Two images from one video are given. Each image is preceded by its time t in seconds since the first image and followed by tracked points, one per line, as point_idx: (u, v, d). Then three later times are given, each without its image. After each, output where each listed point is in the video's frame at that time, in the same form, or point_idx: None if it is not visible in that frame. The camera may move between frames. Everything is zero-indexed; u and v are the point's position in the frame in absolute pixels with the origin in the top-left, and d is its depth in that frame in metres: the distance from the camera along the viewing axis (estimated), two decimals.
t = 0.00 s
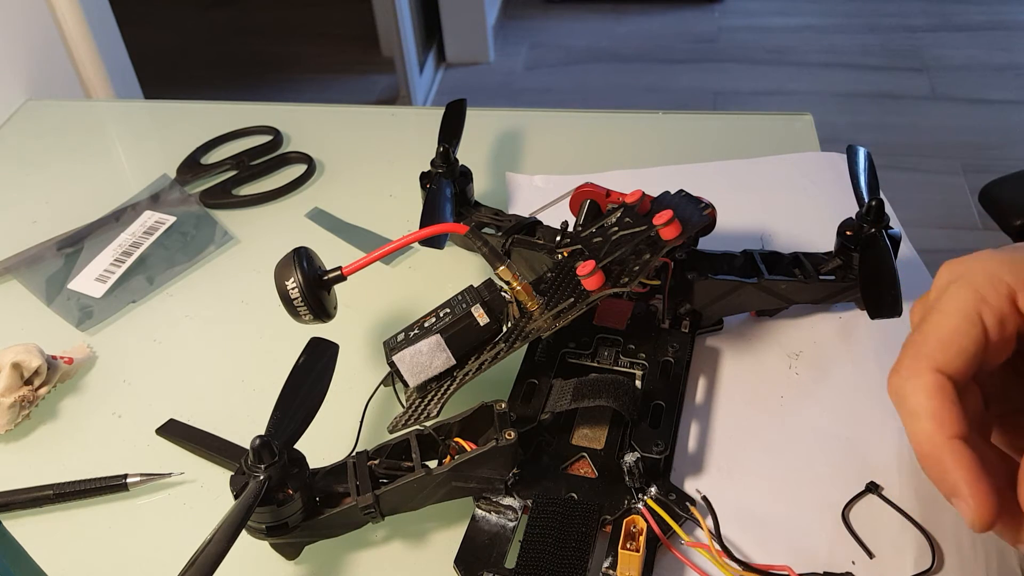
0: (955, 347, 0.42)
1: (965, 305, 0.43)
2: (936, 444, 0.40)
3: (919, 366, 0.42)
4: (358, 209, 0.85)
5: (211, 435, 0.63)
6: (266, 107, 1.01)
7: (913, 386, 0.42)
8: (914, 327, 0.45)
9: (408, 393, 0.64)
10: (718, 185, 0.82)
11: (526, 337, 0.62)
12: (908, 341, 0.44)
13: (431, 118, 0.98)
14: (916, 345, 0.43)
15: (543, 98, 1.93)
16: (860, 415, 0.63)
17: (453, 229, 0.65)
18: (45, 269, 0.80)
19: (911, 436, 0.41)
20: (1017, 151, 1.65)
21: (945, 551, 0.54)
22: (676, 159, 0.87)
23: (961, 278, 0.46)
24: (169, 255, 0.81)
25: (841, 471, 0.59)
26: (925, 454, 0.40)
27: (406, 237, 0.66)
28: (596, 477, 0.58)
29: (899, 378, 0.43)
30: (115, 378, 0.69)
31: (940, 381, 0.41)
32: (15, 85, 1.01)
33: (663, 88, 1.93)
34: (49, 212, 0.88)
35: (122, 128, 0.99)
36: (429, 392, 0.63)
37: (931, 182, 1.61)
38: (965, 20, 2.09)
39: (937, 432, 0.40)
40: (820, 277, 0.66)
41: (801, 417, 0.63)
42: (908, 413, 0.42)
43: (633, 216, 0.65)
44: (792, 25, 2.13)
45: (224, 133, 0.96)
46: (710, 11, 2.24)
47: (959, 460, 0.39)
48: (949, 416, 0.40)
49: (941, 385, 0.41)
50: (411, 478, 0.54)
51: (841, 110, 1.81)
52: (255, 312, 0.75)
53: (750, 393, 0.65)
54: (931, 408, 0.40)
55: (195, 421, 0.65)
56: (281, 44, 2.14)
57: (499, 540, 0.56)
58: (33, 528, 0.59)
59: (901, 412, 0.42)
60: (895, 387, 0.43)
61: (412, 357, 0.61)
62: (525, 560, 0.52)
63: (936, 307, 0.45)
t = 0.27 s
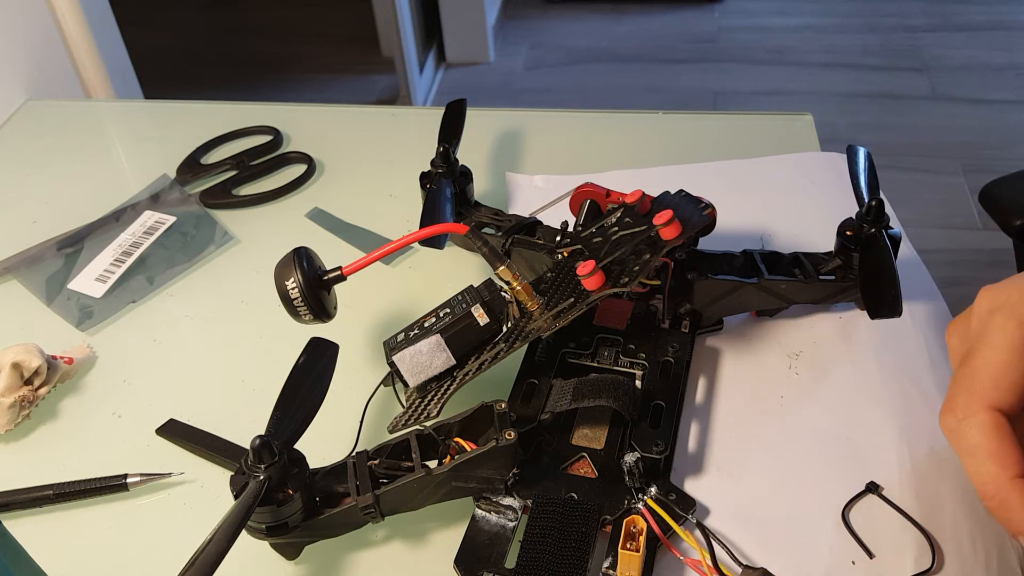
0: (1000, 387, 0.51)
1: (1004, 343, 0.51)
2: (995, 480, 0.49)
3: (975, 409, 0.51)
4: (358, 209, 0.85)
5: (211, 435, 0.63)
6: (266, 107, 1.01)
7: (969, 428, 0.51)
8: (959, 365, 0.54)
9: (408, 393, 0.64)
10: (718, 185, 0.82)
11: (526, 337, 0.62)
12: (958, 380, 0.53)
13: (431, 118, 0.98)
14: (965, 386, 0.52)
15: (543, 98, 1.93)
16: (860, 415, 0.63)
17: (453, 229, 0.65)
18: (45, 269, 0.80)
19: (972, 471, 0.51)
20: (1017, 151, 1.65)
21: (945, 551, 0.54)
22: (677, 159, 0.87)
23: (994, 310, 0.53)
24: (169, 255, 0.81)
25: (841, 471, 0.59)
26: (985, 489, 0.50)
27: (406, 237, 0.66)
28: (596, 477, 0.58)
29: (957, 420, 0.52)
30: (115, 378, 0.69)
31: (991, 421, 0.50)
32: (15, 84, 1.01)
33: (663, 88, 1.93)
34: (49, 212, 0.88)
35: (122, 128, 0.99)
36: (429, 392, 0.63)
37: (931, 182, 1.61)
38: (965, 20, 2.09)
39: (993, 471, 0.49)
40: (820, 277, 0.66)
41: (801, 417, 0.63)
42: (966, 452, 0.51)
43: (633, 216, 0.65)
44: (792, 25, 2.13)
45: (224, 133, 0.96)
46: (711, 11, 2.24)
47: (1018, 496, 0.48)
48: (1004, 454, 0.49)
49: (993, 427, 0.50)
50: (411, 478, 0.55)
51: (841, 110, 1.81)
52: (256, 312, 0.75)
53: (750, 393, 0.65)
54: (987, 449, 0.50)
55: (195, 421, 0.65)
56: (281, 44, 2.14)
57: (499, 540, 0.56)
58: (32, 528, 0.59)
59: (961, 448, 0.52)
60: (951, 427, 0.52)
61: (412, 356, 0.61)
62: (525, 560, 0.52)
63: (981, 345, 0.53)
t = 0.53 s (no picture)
0: (983, 386, 0.50)
1: (984, 343, 0.51)
2: (979, 479, 0.48)
3: (958, 408, 0.50)
4: (358, 209, 0.85)
5: (211, 435, 0.63)
6: (266, 107, 1.01)
7: (951, 427, 0.50)
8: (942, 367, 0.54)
9: (408, 393, 0.64)
10: (718, 185, 0.82)
11: (526, 337, 0.62)
12: (941, 381, 0.53)
13: (431, 118, 0.98)
14: (947, 387, 0.52)
15: (543, 98, 1.93)
16: (860, 415, 0.63)
17: (453, 229, 0.65)
18: (45, 269, 0.80)
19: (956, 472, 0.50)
20: (1017, 151, 1.65)
21: (945, 551, 0.54)
22: (676, 159, 0.87)
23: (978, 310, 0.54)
24: (169, 255, 0.81)
25: (841, 471, 0.59)
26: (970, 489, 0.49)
27: (406, 237, 0.66)
28: (596, 477, 0.58)
29: (940, 419, 0.51)
30: (115, 378, 0.69)
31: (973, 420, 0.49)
32: (15, 84, 1.01)
33: (663, 88, 1.93)
34: (49, 212, 0.88)
35: (122, 128, 0.99)
36: (429, 392, 0.63)
37: (931, 182, 1.61)
38: (965, 20, 2.09)
39: (976, 471, 0.48)
40: (820, 277, 0.66)
41: (800, 417, 0.63)
42: (949, 453, 0.50)
43: (632, 216, 0.65)
44: (792, 25, 2.13)
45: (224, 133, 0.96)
46: (711, 11, 2.24)
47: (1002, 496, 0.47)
48: (987, 452, 0.48)
49: (975, 425, 0.49)
50: (411, 478, 0.55)
51: (841, 110, 1.81)
52: (256, 312, 0.75)
53: (750, 393, 0.65)
54: (971, 448, 0.49)
55: (195, 421, 0.65)
56: (281, 44, 2.14)
57: (499, 540, 0.56)
58: (32, 528, 0.59)
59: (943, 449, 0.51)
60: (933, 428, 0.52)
61: (412, 356, 0.61)
62: (525, 560, 0.52)
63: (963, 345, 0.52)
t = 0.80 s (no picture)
0: (867, 437, 0.50)
1: (896, 389, 0.51)
2: (852, 518, 0.48)
3: (851, 458, 0.50)
4: (358, 209, 0.85)
5: (211, 435, 0.63)
6: (266, 107, 1.01)
7: (846, 473, 0.50)
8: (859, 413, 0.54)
9: (408, 393, 0.64)
10: (718, 185, 0.82)
11: (526, 338, 0.62)
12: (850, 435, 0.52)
13: (431, 118, 0.98)
14: (855, 440, 0.51)
15: (543, 98, 1.93)
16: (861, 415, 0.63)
17: (453, 229, 0.65)
18: (45, 269, 0.80)
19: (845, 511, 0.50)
20: (1017, 151, 1.65)
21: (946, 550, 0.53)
22: (677, 159, 0.87)
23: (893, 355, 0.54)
24: (170, 255, 0.81)
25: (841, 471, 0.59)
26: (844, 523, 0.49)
27: (406, 237, 0.66)
28: (596, 477, 0.58)
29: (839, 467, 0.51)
30: (115, 378, 0.69)
31: (852, 468, 0.50)
32: (15, 84, 1.01)
33: (663, 88, 1.93)
34: (50, 212, 0.88)
35: (122, 128, 0.99)
36: (429, 392, 0.63)
37: (932, 182, 1.61)
38: (964, 20, 2.09)
39: (858, 509, 0.48)
40: (820, 277, 0.66)
41: (800, 417, 0.63)
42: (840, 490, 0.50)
43: (633, 216, 0.65)
44: (792, 25, 2.13)
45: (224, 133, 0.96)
46: (711, 11, 2.24)
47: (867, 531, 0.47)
48: (862, 489, 0.49)
49: (870, 474, 0.49)
50: (411, 479, 0.55)
51: (841, 110, 1.81)
52: (255, 312, 0.75)
53: (750, 393, 0.65)
54: (851, 488, 0.49)
55: (194, 421, 0.65)
56: (281, 44, 2.14)
57: (499, 541, 0.56)
58: (32, 528, 0.59)
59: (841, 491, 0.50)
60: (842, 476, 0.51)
61: (412, 357, 0.61)
62: (524, 560, 0.52)
63: (867, 404, 0.52)
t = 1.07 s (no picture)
0: (908, 383, 0.46)
1: (947, 335, 0.46)
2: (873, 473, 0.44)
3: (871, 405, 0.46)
4: (358, 209, 0.85)
5: (211, 435, 0.63)
6: (266, 108, 1.01)
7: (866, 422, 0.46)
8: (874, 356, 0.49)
9: (408, 393, 0.64)
10: (718, 185, 0.82)
11: (526, 337, 0.62)
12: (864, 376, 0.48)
13: (431, 118, 0.98)
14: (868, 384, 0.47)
15: (544, 98, 1.93)
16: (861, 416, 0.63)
17: (454, 229, 0.65)
18: (46, 269, 0.80)
19: (857, 464, 0.46)
20: (1017, 152, 1.65)
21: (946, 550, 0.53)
22: (676, 159, 0.87)
23: (938, 296, 0.48)
24: (170, 255, 0.81)
25: (842, 472, 0.59)
26: (861, 477, 0.45)
27: (405, 237, 0.66)
28: (595, 477, 0.58)
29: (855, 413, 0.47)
30: (115, 378, 0.69)
31: (891, 417, 0.45)
32: (15, 84, 1.00)
33: (663, 88, 1.93)
34: (51, 212, 0.88)
35: (123, 128, 0.99)
36: (429, 392, 0.63)
37: (933, 182, 1.61)
38: (964, 20, 2.09)
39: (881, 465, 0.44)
40: (820, 277, 0.66)
41: (801, 417, 0.63)
42: (858, 440, 0.46)
43: (632, 216, 0.65)
44: (792, 25, 2.13)
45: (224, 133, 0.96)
46: (710, 11, 2.24)
47: (892, 495, 0.43)
48: (896, 449, 0.44)
49: (888, 425, 0.45)
50: (411, 479, 0.55)
51: (840, 109, 1.81)
52: (255, 312, 0.75)
53: (750, 393, 0.65)
54: (882, 441, 0.44)
55: (194, 421, 0.65)
56: (281, 45, 2.13)
57: (499, 541, 0.56)
58: (32, 528, 0.59)
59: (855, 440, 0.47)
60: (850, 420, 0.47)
61: (412, 356, 0.61)
62: (524, 560, 0.52)
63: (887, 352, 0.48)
